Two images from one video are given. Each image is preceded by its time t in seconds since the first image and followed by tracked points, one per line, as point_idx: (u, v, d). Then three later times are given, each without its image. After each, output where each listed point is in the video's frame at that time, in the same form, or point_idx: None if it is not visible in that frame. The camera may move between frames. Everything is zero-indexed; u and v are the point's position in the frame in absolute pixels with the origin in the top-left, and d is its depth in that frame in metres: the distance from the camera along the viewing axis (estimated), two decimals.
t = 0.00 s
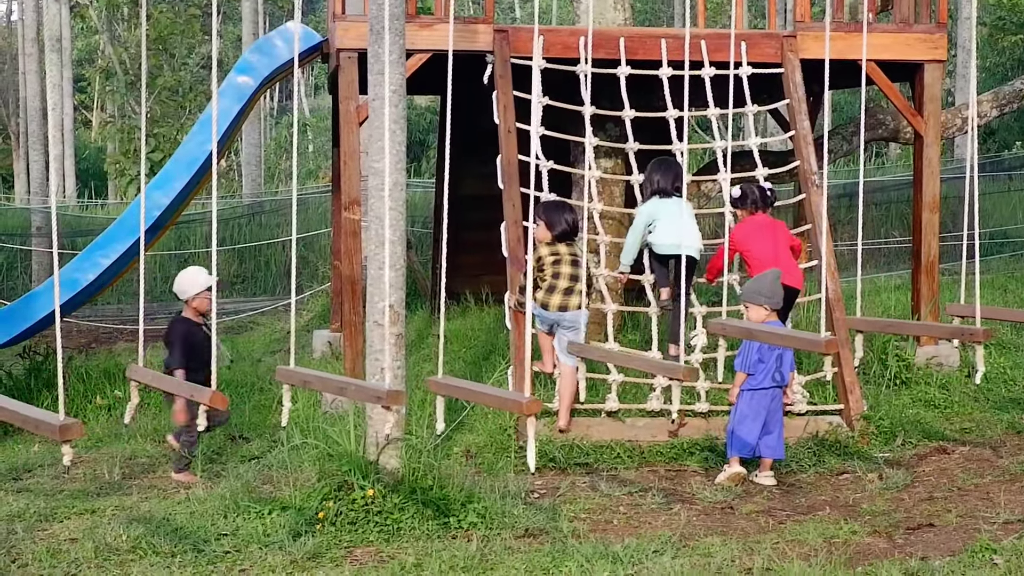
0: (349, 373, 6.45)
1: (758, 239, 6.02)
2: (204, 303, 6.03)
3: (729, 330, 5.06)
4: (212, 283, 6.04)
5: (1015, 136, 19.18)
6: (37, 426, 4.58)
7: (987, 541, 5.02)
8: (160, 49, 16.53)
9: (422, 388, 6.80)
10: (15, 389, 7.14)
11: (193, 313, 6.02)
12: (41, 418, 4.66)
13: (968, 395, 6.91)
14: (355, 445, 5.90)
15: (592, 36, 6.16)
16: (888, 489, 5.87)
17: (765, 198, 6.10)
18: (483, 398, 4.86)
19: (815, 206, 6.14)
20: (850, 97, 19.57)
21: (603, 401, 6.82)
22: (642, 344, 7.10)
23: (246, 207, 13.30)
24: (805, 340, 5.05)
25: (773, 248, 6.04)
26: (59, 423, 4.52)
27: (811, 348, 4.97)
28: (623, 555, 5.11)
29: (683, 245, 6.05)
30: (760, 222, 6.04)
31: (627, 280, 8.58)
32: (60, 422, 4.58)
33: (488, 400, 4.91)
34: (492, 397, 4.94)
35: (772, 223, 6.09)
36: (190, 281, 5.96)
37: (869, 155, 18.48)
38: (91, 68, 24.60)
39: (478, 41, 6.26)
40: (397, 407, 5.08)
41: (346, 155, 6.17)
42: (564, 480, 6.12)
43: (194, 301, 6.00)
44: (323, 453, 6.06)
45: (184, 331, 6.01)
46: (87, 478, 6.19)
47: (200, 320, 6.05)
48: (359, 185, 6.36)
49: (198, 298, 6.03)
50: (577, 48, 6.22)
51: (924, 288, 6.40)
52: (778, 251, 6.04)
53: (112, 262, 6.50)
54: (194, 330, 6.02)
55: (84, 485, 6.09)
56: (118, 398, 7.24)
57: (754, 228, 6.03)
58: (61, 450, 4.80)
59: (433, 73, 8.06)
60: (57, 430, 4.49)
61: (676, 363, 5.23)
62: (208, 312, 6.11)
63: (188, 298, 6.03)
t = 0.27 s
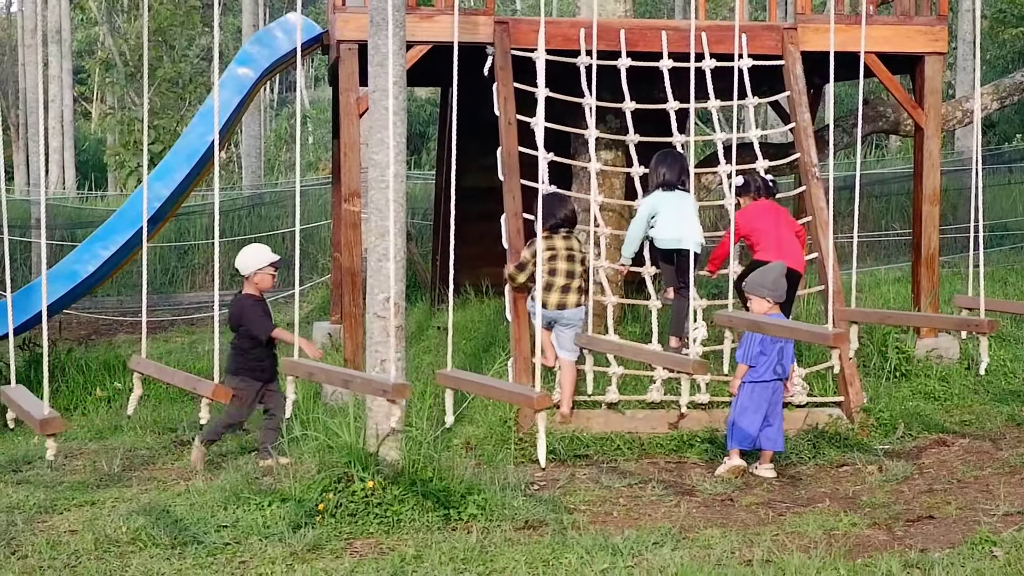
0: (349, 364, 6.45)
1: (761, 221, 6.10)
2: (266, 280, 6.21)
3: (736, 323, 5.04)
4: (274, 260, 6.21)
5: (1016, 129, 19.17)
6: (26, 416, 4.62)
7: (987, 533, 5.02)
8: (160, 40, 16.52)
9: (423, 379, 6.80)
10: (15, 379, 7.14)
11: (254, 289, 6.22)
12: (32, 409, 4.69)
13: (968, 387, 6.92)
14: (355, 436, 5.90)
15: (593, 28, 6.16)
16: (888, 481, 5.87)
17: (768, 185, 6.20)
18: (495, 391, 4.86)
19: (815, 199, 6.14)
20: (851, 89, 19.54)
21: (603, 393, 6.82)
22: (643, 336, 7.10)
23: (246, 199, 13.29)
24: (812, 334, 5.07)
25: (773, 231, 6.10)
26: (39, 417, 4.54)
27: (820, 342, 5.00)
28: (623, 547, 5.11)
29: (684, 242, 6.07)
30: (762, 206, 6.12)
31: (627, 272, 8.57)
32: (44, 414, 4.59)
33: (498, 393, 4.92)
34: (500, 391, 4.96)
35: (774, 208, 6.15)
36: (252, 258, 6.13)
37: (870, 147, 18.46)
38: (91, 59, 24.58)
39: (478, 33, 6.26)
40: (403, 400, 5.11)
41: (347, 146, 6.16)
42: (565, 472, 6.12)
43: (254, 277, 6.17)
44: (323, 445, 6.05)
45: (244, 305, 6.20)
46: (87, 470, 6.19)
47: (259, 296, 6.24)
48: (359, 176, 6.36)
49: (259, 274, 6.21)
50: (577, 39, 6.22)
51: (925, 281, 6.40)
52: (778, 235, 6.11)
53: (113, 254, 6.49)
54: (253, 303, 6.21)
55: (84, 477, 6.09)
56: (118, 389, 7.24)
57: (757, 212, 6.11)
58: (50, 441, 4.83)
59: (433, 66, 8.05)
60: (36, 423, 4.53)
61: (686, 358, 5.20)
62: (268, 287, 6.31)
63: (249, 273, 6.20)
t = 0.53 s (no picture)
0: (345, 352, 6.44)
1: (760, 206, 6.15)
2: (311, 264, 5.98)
3: (737, 311, 5.01)
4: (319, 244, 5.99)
5: (1013, 119, 19.15)
6: (11, 403, 4.67)
7: (983, 522, 5.02)
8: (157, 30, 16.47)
9: (419, 367, 6.79)
10: (11, 367, 7.12)
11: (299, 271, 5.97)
12: (17, 396, 4.74)
13: (964, 376, 6.92)
14: (352, 424, 5.89)
15: (590, 16, 6.14)
16: (885, 470, 5.87)
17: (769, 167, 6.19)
18: (503, 380, 4.83)
19: (813, 187, 6.14)
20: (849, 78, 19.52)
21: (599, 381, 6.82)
22: (639, 325, 7.09)
23: (244, 187, 13.28)
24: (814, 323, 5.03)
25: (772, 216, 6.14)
26: (21, 403, 4.58)
27: (820, 331, 4.95)
28: (619, 534, 5.11)
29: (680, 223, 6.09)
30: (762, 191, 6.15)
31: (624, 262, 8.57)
32: (28, 400, 4.63)
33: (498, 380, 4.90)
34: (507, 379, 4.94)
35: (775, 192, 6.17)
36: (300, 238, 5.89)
37: (868, 136, 18.44)
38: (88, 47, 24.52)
39: (475, 21, 6.25)
40: (402, 387, 5.09)
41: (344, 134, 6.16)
42: (561, 460, 6.12)
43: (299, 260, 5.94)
44: (320, 433, 6.04)
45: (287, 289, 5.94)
46: (83, 457, 6.18)
47: (301, 280, 5.97)
48: (356, 164, 6.35)
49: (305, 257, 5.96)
50: (574, 28, 6.20)
51: (921, 270, 6.40)
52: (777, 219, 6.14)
53: (109, 242, 6.47)
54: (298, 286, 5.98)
55: (81, 465, 6.08)
56: (115, 377, 7.23)
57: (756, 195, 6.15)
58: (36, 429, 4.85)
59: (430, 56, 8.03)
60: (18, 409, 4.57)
61: (690, 346, 5.16)
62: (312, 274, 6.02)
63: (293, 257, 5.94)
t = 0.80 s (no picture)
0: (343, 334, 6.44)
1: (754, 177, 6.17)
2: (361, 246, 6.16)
3: (736, 293, 5.01)
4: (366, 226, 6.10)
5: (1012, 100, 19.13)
6: (6, 386, 4.68)
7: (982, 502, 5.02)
8: (154, 13, 16.41)
9: (418, 349, 6.79)
10: (10, 349, 7.12)
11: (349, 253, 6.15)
12: (11, 378, 4.75)
13: (963, 357, 6.92)
14: (351, 406, 5.88)
15: None
16: (884, 451, 5.87)
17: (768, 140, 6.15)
18: (507, 361, 4.78)
19: (812, 168, 6.13)
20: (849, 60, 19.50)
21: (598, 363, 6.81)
22: (638, 307, 7.09)
23: (242, 168, 13.28)
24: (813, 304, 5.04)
25: (767, 189, 6.17)
26: (16, 385, 4.58)
27: (819, 312, 4.97)
28: (618, 515, 5.12)
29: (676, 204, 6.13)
30: (758, 163, 6.17)
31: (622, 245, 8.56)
32: (22, 383, 4.62)
33: (502, 362, 4.87)
34: (510, 361, 4.92)
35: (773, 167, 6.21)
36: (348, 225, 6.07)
37: (867, 118, 18.42)
38: (86, 29, 24.45)
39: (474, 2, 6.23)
40: (400, 368, 5.11)
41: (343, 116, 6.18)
42: (560, 441, 6.12)
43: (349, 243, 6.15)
44: (318, 414, 6.04)
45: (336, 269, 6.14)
46: (82, 439, 6.19)
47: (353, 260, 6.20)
48: (354, 146, 6.35)
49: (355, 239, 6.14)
50: (573, 9, 6.19)
51: (920, 251, 6.41)
52: (772, 193, 6.16)
53: (108, 224, 6.47)
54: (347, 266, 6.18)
55: (80, 447, 6.08)
56: (114, 359, 7.23)
57: (751, 166, 6.17)
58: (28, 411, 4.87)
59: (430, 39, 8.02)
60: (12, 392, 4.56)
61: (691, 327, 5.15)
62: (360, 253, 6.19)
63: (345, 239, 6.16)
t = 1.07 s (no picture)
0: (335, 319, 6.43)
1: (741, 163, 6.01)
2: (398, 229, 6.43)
3: (727, 280, 5.02)
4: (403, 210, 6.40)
5: (1005, 84, 19.12)
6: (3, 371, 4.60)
7: (974, 487, 5.02)
8: None
9: (410, 335, 6.78)
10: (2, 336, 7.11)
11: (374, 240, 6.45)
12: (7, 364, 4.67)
13: (956, 342, 6.91)
14: (344, 392, 5.88)
15: None
16: (877, 436, 5.88)
17: (750, 124, 6.09)
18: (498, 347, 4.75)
19: (805, 153, 6.13)
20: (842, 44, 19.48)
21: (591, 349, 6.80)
22: (631, 292, 7.08)
23: (235, 154, 13.26)
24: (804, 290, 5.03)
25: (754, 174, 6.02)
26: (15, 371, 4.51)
27: (809, 296, 4.96)
28: (610, 501, 5.12)
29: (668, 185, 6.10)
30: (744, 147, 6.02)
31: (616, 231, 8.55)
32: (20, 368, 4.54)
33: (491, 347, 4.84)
34: (501, 347, 4.87)
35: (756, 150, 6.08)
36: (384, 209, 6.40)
37: (860, 103, 18.41)
38: (79, 14, 24.37)
39: None
40: (391, 354, 5.10)
41: (335, 102, 6.17)
42: (553, 427, 6.12)
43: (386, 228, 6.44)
44: (311, 401, 6.03)
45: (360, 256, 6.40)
46: (75, 426, 6.18)
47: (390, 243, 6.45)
48: (347, 131, 6.33)
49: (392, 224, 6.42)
50: None
51: (913, 236, 6.42)
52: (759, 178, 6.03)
53: (101, 210, 6.45)
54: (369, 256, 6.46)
55: (72, 433, 6.08)
56: (106, 345, 7.23)
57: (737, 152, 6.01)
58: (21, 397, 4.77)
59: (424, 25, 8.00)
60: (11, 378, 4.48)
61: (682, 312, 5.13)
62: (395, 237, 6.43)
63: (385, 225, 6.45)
